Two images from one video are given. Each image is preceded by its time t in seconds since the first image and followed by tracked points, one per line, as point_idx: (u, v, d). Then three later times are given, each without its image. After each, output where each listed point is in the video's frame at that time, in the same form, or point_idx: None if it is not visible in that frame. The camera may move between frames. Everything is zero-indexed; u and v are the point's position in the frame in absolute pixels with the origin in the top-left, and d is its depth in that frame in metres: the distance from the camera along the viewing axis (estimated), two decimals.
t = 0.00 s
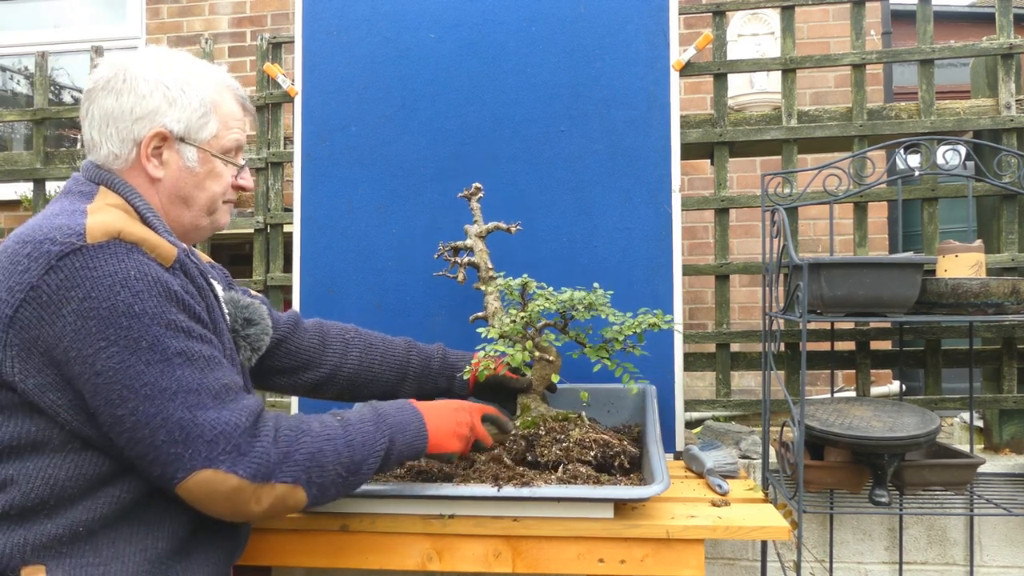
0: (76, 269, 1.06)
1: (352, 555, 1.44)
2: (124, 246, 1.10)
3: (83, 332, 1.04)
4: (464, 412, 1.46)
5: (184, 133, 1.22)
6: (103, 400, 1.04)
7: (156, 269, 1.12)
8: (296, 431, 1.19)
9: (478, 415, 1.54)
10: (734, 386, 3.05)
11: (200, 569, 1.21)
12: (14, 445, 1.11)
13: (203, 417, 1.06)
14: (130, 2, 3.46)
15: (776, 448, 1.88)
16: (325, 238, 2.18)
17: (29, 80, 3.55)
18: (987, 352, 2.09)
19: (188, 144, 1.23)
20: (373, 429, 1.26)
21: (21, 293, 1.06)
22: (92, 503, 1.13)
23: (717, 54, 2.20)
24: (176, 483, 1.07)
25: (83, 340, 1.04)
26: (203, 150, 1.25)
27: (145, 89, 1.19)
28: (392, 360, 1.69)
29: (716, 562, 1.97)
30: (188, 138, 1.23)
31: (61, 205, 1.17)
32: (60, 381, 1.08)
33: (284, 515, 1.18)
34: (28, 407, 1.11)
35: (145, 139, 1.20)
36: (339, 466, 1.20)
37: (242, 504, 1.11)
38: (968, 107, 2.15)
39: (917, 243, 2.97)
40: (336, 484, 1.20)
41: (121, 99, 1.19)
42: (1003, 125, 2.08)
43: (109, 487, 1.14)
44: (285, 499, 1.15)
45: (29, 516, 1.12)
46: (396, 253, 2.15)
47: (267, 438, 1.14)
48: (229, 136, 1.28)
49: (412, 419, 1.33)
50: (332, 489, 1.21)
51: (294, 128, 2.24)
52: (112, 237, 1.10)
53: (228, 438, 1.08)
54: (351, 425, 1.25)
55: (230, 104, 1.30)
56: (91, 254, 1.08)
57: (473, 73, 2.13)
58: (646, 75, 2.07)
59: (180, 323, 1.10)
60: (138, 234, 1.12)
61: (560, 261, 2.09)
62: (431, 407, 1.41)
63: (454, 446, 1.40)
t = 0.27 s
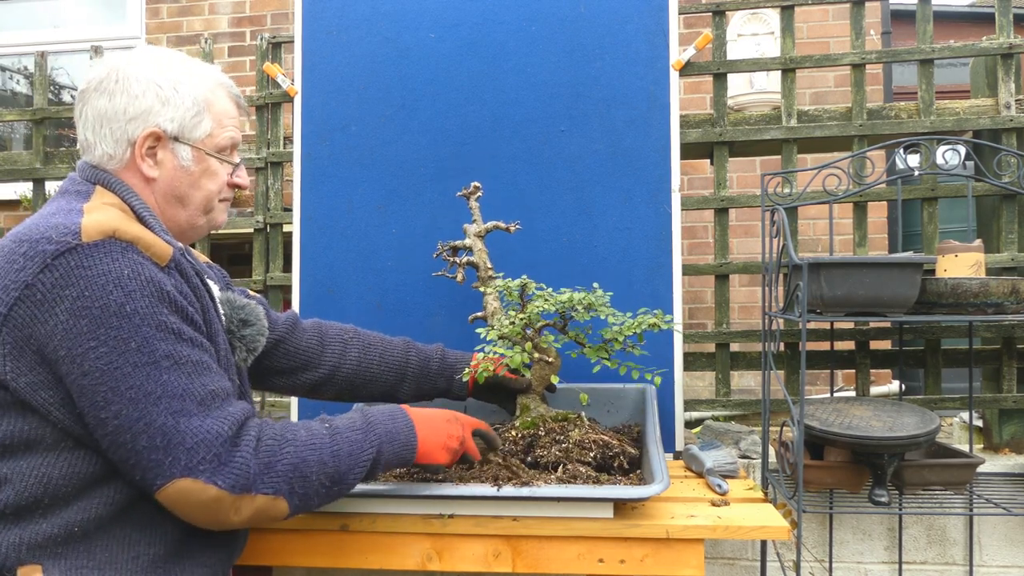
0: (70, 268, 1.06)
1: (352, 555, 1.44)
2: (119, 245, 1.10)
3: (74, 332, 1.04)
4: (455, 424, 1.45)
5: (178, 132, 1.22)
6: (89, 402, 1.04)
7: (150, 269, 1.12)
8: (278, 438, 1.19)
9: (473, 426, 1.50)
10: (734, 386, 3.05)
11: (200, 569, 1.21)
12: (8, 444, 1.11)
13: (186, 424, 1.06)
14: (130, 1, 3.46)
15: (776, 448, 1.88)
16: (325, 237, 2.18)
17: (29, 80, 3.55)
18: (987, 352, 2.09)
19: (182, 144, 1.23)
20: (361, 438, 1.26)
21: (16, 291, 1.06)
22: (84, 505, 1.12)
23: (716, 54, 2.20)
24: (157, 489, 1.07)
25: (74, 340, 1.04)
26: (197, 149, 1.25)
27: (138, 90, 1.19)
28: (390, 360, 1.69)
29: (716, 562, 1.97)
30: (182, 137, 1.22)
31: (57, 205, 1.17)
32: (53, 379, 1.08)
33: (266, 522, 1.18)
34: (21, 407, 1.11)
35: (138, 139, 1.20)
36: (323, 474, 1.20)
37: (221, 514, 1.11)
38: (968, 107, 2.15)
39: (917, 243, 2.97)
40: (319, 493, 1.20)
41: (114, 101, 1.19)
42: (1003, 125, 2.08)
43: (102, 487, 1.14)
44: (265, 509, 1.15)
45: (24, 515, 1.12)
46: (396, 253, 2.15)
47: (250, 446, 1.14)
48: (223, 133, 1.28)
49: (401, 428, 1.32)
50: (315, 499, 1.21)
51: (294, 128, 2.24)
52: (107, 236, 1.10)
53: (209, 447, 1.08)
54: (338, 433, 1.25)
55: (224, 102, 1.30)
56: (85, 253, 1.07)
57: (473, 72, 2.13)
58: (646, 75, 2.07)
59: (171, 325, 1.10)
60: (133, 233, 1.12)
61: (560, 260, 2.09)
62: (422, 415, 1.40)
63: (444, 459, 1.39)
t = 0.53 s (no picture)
0: (73, 268, 1.06)
1: (353, 556, 1.44)
2: (122, 245, 1.10)
3: (77, 332, 1.04)
4: (454, 424, 1.47)
5: (181, 133, 1.22)
6: (94, 402, 1.04)
7: (153, 270, 1.12)
8: (281, 438, 1.19)
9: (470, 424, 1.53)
10: (734, 386, 3.05)
11: (201, 569, 1.21)
12: (11, 445, 1.11)
13: (190, 425, 1.06)
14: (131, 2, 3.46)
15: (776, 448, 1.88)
16: (325, 238, 2.18)
17: (29, 80, 3.55)
18: (987, 352, 2.09)
19: (185, 145, 1.23)
20: (362, 437, 1.25)
21: (18, 292, 1.06)
22: (86, 507, 1.12)
23: (717, 54, 2.20)
24: (161, 489, 1.07)
25: (78, 339, 1.04)
26: (199, 150, 1.25)
27: (141, 91, 1.19)
28: (390, 360, 1.69)
29: (716, 562, 1.97)
30: (185, 139, 1.22)
31: (60, 204, 1.17)
32: (56, 380, 1.08)
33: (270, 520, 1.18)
34: (25, 407, 1.11)
35: (141, 140, 1.20)
36: (326, 474, 1.19)
37: (225, 514, 1.11)
38: (968, 107, 2.14)
39: (917, 244, 2.97)
40: (322, 493, 1.20)
41: (116, 101, 1.19)
42: (1003, 125, 2.08)
43: (106, 487, 1.14)
44: (270, 509, 1.15)
45: (27, 516, 1.12)
46: (396, 253, 2.15)
47: (253, 447, 1.14)
48: (226, 135, 1.28)
49: (401, 429, 1.32)
50: (317, 497, 1.20)
51: (294, 128, 2.24)
52: (110, 236, 1.10)
53: (212, 447, 1.08)
54: (340, 432, 1.25)
55: (226, 102, 1.29)
56: (88, 253, 1.07)
57: (473, 73, 2.13)
58: (646, 75, 2.07)
59: (175, 325, 1.10)
60: (135, 234, 1.12)
61: (560, 261, 2.09)
62: (424, 414, 1.41)
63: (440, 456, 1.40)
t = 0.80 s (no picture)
0: (75, 267, 1.06)
1: (352, 555, 1.44)
2: (123, 245, 1.10)
3: (74, 331, 1.04)
4: (432, 425, 1.46)
5: (180, 132, 1.22)
6: (89, 402, 1.04)
7: (153, 269, 1.12)
8: (272, 438, 1.19)
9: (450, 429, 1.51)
10: (733, 386, 3.06)
11: (201, 569, 1.21)
12: (10, 445, 1.11)
13: (185, 425, 1.06)
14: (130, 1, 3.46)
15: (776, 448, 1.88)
16: (325, 237, 2.17)
17: (29, 80, 3.55)
18: (986, 352, 2.09)
19: (185, 144, 1.23)
20: (348, 435, 1.26)
21: (19, 291, 1.06)
22: (83, 508, 1.12)
23: (716, 54, 2.20)
24: (153, 492, 1.07)
25: (76, 338, 1.04)
26: (199, 149, 1.24)
27: (141, 90, 1.19)
28: (389, 361, 1.69)
29: (715, 561, 1.97)
30: (184, 138, 1.22)
31: (59, 204, 1.17)
32: (53, 379, 1.08)
33: (262, 525, 1.18)
34: (23, 408, 1.11)
35: (140, 140, 1.20)
36: (316, 473, 1.20)
37: (220, 516, 1.11)
38: (968, 107, 2.15)
39: (916, 243, 2.98)
40: (312, 492, 1.20)
41: (116, 100, 1.19)
42: (1003, 125, 2.08)
43: (104, 488, 1.14)
44: (263, 510, 1.15)
45: (25, 516, 1.12)
46: (396, 253, 2.15)
47: (248, 447, 1.14)
48: (225, 133, 1.28)
49: (383, 427, 1.33)
50: (308, 498, 1.20)
51: (293, 128, 2.24)
52: (111, 235, 1.10)
53: (208, 449, 1.07)
54: (326, 432, 1.25)
55: (225, 101, 1.29)
56: (91, 252, 1.08)
57: (473, 72, 2.13)
58: (646, 75, 2.06)
59: (173, 326, 1.10)
60: (137, 232, 1.12)
61: (560, 260, 2.09)
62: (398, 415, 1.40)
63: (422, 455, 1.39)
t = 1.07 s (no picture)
0: (73, 266, 1.07)
1: (352, 555, 1.44)
2: (120, 243, 1.11)
3: (81, 329, 1.05)
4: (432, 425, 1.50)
5: (171, 133, 1.22)
6: (103, 396, 1.05)
7: (152, 265, 1.12)
8: (289, 432, 1.21)
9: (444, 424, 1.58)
10: (734, 386, 3.06)
11: (201, 568, 1.21)
12: (10, 442, 1.11)
13: (203, 411, 1.08)
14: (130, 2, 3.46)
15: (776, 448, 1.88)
16: (325, 237, 2.18)
17: (29, 80, 3.55)
18: (987, 352, 2.09)
19: (176, 145, 1.23)
20: (358, 439, 1.30)
21: (17, 292, 1.06)
22: (88, 501, 1.13)
23: (716, 54, 2.20)
24: (177, 479, 1.08)
25: (83, 335, 1.05)
26: (191, 151, 1.25)
27: (132, 90, 1.19)
28: (385, 361, 1.69)
29: (716, 562, 1.97)
30: (176, 138, 1.23)
31: (51, 205, 1.17)
32: (55, 380, 1.08)
33: (279, 515, 1.18)
34: (24, 405, 1.11)
35: (132, 141, 1.20)
36: (332, 468, 1.22)
37: (241, 500, 1.12)
38: (968, 107, 2.15)
39: (917, 243, 2.97)
40: (328, 488, 1.22)
41: (107, 100, 1.19)
42: (1003, 125, 2.08)
43: (106, 483, 1.14)
44: (283, 498, 1.17)
45: (25, 513, 1.12)
46: (396, 253, 2.15)
47: (264, 433, 1.16)
48: (217, 134, 1.28)
49: (392, 435, 1.38)
50: (324, 498, 1.23)
51: (294, 128, 2.24)
52: (108, 235, 1.10)
53: (227, 433, 1.10)
54: (339, 434, 1.28)
55: (217, 103, 1.30)
56: (87, 252, 1.08)
57: (473, 72, 2.13)
58: (646, 75, 2.07)
59: (179, 319, 1.11)
60: (133, 232, 1.13)
61: (560, 261, 2.09)
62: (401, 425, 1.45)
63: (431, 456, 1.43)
